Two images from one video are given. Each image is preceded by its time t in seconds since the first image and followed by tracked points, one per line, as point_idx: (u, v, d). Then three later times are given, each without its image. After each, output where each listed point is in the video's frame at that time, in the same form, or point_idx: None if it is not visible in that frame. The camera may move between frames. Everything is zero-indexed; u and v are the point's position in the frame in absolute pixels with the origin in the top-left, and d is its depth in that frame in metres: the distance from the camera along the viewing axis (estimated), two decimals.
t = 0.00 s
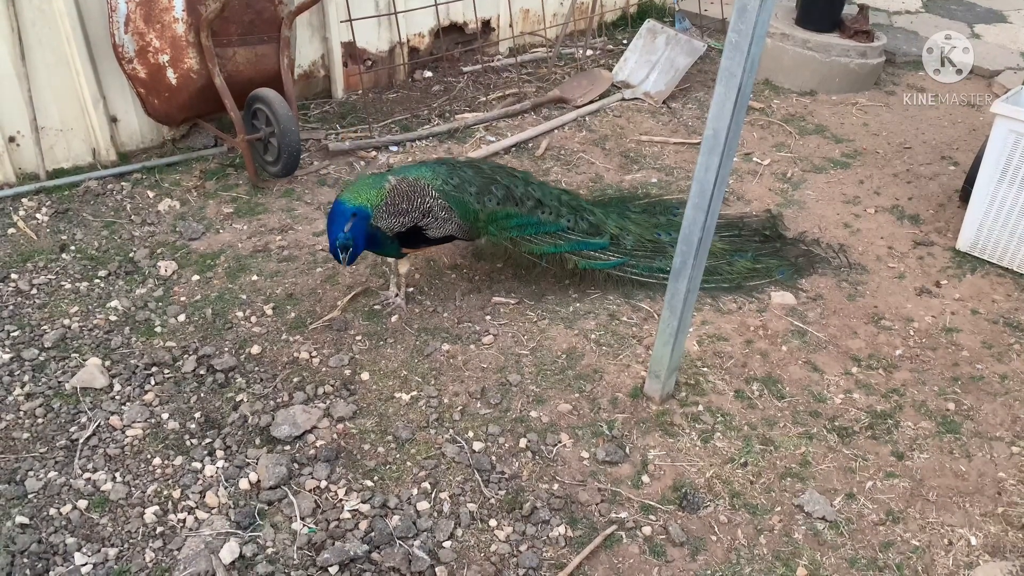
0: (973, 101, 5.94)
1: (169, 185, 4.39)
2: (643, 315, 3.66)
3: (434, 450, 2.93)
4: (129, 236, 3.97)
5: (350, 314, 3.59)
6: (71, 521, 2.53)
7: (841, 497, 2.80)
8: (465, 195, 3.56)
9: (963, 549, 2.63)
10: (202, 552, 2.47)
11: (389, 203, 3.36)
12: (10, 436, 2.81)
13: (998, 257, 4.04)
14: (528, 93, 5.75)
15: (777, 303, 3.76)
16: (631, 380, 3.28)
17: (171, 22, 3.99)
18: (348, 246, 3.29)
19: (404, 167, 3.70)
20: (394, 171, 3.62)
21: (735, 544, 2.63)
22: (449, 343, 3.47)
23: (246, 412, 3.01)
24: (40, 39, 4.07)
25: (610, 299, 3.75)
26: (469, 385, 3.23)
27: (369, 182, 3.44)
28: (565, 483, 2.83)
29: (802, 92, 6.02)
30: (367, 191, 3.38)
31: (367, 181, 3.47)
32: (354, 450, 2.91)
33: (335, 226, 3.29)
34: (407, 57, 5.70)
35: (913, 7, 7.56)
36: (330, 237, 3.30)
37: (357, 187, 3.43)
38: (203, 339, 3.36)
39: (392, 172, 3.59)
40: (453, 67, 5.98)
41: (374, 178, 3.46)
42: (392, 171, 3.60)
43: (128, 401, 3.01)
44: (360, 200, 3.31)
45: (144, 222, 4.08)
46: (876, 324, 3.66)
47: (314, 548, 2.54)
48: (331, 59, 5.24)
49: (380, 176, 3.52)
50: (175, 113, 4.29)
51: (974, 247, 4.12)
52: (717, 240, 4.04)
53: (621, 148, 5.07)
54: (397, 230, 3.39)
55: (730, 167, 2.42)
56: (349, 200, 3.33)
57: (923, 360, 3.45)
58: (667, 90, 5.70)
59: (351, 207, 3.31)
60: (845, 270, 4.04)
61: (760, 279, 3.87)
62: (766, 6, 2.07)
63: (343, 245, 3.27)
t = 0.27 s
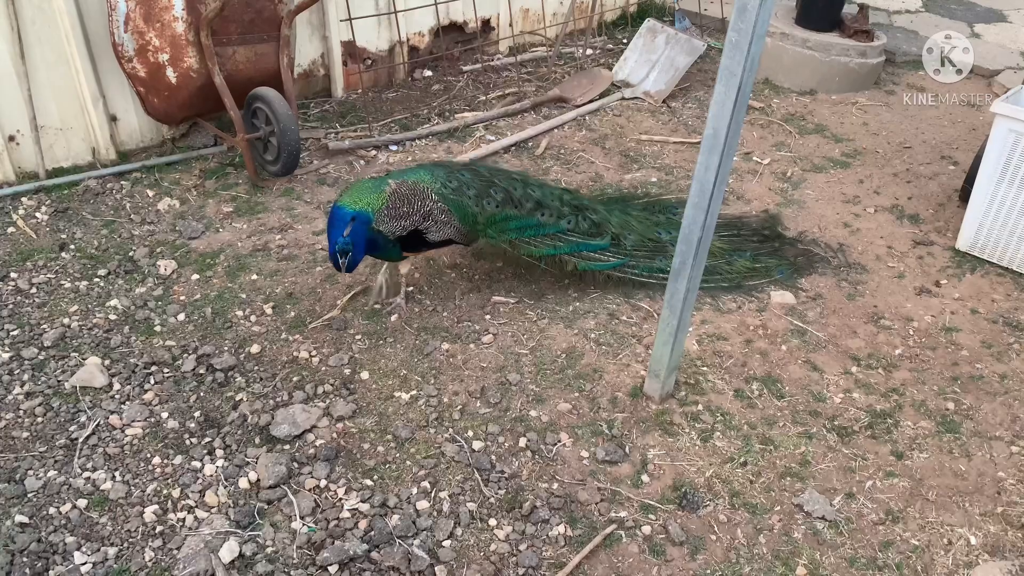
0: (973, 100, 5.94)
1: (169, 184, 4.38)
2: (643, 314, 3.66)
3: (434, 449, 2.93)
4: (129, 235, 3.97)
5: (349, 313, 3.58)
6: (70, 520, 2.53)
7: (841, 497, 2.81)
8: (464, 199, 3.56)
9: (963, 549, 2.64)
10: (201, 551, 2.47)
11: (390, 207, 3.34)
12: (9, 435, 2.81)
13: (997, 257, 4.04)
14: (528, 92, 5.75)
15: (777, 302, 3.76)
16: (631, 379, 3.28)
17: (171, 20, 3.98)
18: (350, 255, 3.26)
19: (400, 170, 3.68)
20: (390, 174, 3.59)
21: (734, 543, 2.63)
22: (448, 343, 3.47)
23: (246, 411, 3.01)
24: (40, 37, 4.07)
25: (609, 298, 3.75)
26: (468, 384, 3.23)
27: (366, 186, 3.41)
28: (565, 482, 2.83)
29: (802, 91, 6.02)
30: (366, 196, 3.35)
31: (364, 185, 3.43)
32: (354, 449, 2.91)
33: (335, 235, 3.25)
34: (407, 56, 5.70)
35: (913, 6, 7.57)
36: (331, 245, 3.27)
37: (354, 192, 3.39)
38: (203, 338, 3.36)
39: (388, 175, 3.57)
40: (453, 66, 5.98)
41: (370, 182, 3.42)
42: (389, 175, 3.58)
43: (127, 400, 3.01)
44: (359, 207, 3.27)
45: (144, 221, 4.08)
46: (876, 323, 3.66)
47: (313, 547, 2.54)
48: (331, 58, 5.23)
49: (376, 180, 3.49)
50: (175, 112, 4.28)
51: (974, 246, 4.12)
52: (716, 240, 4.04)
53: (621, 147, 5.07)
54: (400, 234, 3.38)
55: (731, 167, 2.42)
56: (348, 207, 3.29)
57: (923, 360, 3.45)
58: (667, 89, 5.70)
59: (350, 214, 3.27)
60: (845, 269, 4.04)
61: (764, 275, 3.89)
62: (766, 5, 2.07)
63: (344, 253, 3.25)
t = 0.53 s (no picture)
0: (973, 100, 5.94)
1: (169, 183, 4.38)
2: (642, 313, 3.66)
3: (434, 448, 2.93)
4: (129, 234, 3.97)
5: (349, 312, 3.58)
6: (70, 519, 2.53)
7: (841, 496, 2.81)
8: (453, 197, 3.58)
9: (962, 548, 2.64)
10: (201, 550, 2.48)
11: (382, 212, 3.31)
12: (9, 434, 2.81)
13: (997, 256, 4.04)
14: (528, 92, 5.74)
15: (777, 302, 3.77)
16: (631, 379, 3.28)
17: (171, 19, 3.97)
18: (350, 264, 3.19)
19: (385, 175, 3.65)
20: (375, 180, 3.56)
21: (734, 542, 2.63)
22: (448, 342, 3.47)
23: (245, 410, 3.01)
24: (40, 36, 4.07)
25: (609, 297, 3.75)
26: (468, 383, 3.23)
27: (355, 194, 3.36)
28: (565, 481, 2.83)
29: (802, 91, 6.02)
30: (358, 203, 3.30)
31: (352, 194, 3.38)
32: (353, 448, 2.92)
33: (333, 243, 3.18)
34: (406, 55, 5.70)
35: (913, 6, 7.57)
36: (327, 255, 3.18)
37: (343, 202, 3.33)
38: (203, 337, 3.36)
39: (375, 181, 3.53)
40: (453, 65, 5.98)
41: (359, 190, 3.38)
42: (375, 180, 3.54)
43: (127, 399, 3.01)
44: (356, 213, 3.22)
45: (144, 220, 4.08)
46: (876, 323, 3.66)
47: (313, 546, 2.54)
48: (331, 57, 5.23)
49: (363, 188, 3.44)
50: (175, 111, 4.28)
51: (973, 246, 4.12)
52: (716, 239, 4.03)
53: (620, 146, 5.06)
54: (394, 238, 3.35)
55: (731, 166, 2.42)
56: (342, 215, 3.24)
57: (923, 359, 3.45)
58: (667, 88, 5.70)
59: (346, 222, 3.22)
60: (844, 269, 4.04)
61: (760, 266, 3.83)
62: (766, 5, 2.07)
63: (344, 262, 3.17)
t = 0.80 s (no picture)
0: (973, 100, 5.94)
1: (169, 183, 4.38)
2: (642, 313, 3.66)
3: (434, 448, 2.93)
4: (128, 234, 3.97)
5: (349, 312, 3.58)
6: (70, 519, 2.54)
7: (841, 496, 2.81)
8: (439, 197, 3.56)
9: (962, 548, 2.64)
10: (201, 549, 2.48)
11: (371, 220, 3.30)
12: (9, 433, 2.81)
13: (997, 256, 4.04)
14: (528, 91, 5.74)
15: (776, 301, 3.77)
16: (631, 378, 3.28)
17: (170, 19, 3.95)
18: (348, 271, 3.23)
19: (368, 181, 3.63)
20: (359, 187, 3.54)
21: (734, 542, 2.63)
22: (448, 342, 3.47)
23: (245, 410, 3.01)
24: (40, 36, 4.06)
25: (609, 297, 3.75)
26: (468, 383, 3.23)
27: (340, 203, 3.35)
28: (565, 481, 2.83)
29: (802, 90, 6.02)
30: (347, 212, 3.30)
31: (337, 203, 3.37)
32: (353, 447, 2.92)
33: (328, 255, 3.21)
34: (406, 55, 5.69)
35: (913, 5, 7.56)
36: (327, 262, 3.20)
37: (331, 212, 3.33)
38: (202, 336, 3.36)
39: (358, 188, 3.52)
40: (453, 65, 5.98)
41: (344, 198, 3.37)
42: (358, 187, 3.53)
43: (127, 399, 3.01)
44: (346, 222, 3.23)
45: (143, 220, 4.08)
46: (875, 322, 3.66)
47: (313, 546, 2.55)
48: (330, 57, 5.23)
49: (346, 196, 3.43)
50: (175, 111, 4.28)
51: (973, 246, 4.12)
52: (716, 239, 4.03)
53: (620, 146, 5.06)
54: (384, 244, 3.34)
55: (730, 166, 2.42)
56: (333, 226, 3.25)
57: (922, 359, 3.45)
58: (666, 88, 5.70)
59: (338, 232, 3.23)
60: (844, 268, 4.04)
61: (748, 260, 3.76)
62: (766, 5, 2.07)
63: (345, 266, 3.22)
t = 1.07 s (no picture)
0: (974, 100, 5.94)
1: (168, 183, 4.38)
2: (642, 313, 3.66)
3: (434, 448, 2.93)
4: (128, 234, 3.97)
5: (349, 311, 3.58)
6: (70, 519, 2.53)
7: (841, 496, 2.81)
8: (425, 198, 3.56)
9: (962, 548, 2.64)
10: (201, 549, 2.48)
11: (366, 225, 3.29)
12: (9, 433, 2.81)
13: (997, 256, 4.05)
14: (528, 91, 5.74)
15: (776, 302, 3.76)
16: (631, 378, 3.28)
17: (170, 19, 3.95)
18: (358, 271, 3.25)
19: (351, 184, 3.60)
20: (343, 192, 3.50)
21: (733, 542, 2.63)
22: (448, 342, 3.47)
23: (245, 410, 3.01)
24: (40, 36, 4.06)
25: (609, 297, 3.75)
26: (468, 383, 3.23)
27: (331, 211, 3.32)
28: (565, 481, 2.83)
29: (802, 90, 6.02)
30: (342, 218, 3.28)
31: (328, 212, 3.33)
32: (353, 447, 2.92)
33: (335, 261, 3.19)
34: (406, 55, 5.69)
35: (913, 6, 7.56)
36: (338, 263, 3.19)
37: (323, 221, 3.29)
38: (202, 336, 3.36)
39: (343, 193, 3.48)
40: (453, 65, 5.98)
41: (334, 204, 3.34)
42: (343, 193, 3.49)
43: (126, 399, 3.01)
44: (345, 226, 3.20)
45: (143, 220, 4.08)
46: (875, 322, 3.66)
47: (313, 546, 2.55)
48: (331, 57, 5.23)
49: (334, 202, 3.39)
50: (175, 111, 4.28)
51: (973, 246, 4.12)
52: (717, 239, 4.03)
53: (620, 146, 5.06)
54: (381, 248, 3.34)
55: (730, 166, 2.42)
56: (330, 234, 3.22)
57: (922, 359, 3.45)
58: (666, 88, 5.70)
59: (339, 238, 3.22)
60: (844, 268, 4.04)
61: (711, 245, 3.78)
62: (765, 5, 2.07)
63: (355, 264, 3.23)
